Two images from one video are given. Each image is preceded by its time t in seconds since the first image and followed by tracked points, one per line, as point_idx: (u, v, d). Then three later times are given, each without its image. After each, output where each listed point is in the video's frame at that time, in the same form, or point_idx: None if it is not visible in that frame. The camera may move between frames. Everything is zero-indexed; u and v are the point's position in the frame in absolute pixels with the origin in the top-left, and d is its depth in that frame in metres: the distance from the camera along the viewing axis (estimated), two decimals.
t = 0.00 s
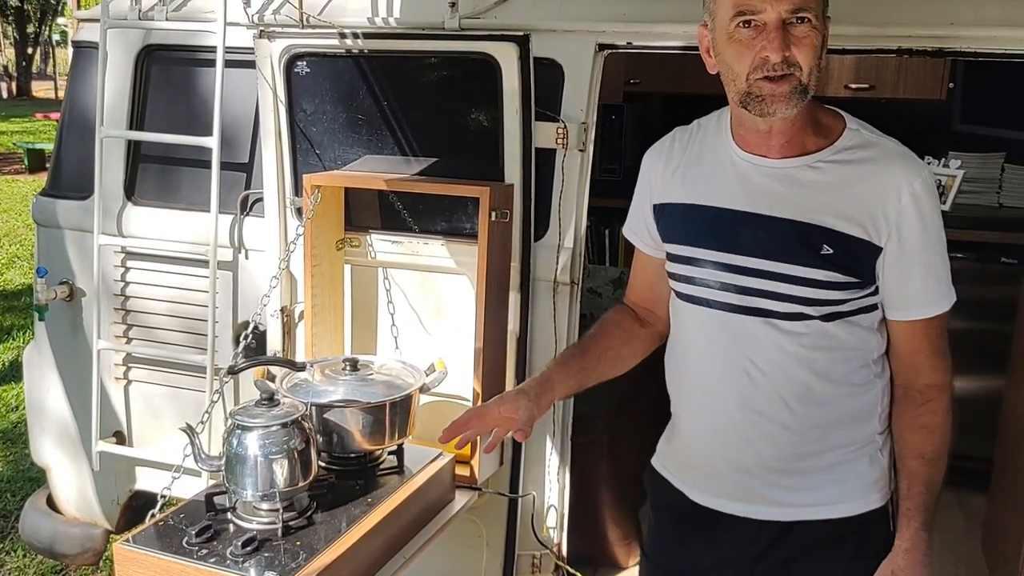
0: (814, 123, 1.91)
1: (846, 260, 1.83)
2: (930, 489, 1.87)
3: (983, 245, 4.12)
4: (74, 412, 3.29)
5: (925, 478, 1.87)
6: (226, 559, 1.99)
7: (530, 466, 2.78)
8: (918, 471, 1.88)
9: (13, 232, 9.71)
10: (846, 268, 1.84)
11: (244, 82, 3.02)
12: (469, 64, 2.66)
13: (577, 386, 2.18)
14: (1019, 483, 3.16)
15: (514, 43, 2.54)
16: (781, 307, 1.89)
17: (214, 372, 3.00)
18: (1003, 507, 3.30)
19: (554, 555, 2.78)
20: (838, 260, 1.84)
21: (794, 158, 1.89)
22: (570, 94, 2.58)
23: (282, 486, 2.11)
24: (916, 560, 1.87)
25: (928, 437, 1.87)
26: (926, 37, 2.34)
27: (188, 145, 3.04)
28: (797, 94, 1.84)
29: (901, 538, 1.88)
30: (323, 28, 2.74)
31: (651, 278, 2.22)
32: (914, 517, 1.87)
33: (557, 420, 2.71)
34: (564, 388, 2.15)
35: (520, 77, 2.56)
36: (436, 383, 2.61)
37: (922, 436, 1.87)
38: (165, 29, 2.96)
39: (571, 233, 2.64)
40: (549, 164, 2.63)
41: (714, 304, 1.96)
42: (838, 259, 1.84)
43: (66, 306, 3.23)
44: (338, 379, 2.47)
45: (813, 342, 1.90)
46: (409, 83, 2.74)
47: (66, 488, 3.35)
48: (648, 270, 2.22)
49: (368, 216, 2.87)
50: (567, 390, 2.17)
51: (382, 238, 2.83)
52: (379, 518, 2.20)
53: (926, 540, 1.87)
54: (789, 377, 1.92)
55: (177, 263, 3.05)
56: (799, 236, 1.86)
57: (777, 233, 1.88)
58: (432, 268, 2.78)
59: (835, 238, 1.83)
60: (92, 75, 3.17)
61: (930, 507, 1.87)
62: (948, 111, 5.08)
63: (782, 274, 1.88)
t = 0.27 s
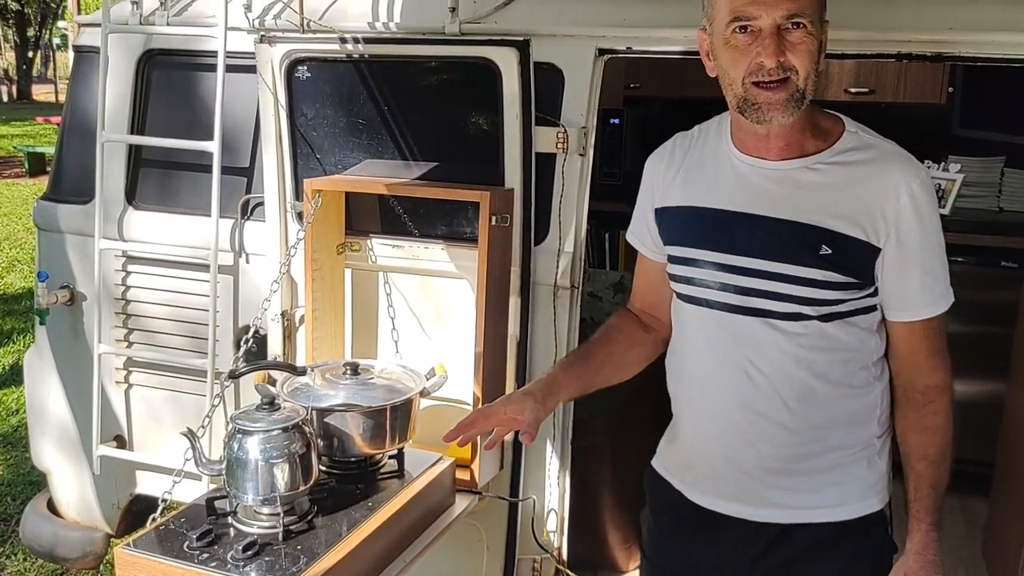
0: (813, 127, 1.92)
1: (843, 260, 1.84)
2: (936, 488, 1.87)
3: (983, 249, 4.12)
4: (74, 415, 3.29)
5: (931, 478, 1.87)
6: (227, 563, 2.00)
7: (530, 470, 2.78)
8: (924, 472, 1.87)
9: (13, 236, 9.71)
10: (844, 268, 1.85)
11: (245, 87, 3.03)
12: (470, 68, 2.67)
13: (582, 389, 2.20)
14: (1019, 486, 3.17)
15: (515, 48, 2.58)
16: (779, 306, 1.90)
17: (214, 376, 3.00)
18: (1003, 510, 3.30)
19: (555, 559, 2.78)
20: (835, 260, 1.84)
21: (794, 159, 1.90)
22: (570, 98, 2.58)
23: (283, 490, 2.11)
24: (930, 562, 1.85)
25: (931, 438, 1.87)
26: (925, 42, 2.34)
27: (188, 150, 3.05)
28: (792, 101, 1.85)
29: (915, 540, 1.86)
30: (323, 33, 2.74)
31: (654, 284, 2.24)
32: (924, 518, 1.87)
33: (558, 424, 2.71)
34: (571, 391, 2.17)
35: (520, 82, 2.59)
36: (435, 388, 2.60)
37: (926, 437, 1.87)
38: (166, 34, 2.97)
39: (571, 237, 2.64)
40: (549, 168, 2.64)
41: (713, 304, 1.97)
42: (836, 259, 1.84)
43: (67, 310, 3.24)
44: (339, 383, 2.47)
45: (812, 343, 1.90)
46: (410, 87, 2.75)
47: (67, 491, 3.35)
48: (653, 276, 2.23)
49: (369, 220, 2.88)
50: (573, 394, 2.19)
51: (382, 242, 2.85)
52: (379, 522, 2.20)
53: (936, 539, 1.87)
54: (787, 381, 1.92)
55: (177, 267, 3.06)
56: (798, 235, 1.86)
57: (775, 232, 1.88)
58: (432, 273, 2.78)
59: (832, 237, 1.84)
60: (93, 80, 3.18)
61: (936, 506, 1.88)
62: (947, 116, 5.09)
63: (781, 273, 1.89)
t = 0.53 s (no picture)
0: (815, 137, 1.93)
1: (836, 270, 1.85)
2: (907, 497, 1.80)
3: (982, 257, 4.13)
4: (74, 424, 3.29)
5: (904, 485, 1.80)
6: (227, 572, 2.00)
7: (530, 479, 2.78)
8: (899, 477, 1.81)
9: (13, 244, 9.72)
10: (836, 278, 1.86)
11: (246, 97, 3.05)
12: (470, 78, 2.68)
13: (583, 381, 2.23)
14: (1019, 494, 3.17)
15: (515, 59, 2.55)
16: (773, 313, 1.92)
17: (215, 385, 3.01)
18: (1003, 518, 3.30)
19: (554, 568, 2.78)
20: (827, 269, 1.86)
21: (793, 166, 1.92)
22: (569, 108, 2.60)
23: (283, 500, 2.12)
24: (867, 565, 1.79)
25: (915, 447, 1.80)
26: (923, 52, 2.35)
27: (189, 160, 3.06)
28: (788, 107, 1.86)
29: (856, 536, 1.82)
30: (323, 43, 2.76)
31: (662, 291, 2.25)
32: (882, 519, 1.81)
33: (558, 433, 2.72)
34: (569, 376, 2.22)
35: (520, 94, 2.57)
36: (435, 398, 2.61)
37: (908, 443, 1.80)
38: (167, 44, 2.99)
39: (571, 247, 2.65)
40: (548, 178, 2.65)
41: (709, 308, 2.01)
42: (828, 269, 1.86)
43: (67, 319, 3.24)
44: (339, 393, 2.48)
45: (807, 352, 1.91)
46: (410, 97, 2.76)
47: (67, 500, 3.36)
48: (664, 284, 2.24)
49: (370, 230, 2.90)
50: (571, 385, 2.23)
51: (382, 251, 2.85)
52: (380, 531, 2.20)
53: (885, 547, 1.79)
54: (782, 391, 1.94)
55: (178, 277, 3.06)
56: (790, 243, 1.88)
57: (768, 239, 1.91)
58: (432, 282, 2.79)
59: (825, 247, 1.85)
60: (94, 89, 3.19)
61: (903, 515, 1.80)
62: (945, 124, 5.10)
63: (774, 279, 1.91)
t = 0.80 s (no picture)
0: (811, 147, 1.95)
1: (820, 276, 1.87)
2: (799, 462, 1.77)
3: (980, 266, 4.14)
4: (75, 435, 3.30)
5: (807, 446, 1.77)
6: None
7: (530, 489, 2.79)
8: (805, 440, 1.77)
9: (13, 254, 9.73)
10: (818, 283, 1.87)
11: (247, 109, 3.07)
12: (470, 89, 2.67)
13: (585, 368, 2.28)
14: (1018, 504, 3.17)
15: (514, 71, 2.53)
16: (761, 320, 1.94)
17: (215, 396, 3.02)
18: (1003, 527, 3.29)
19: None
20: (812, 276, 1.87)
21: (788, 176, 1.94)
22: (568, 120, 2.61)
23: (283, 511, 2.12)
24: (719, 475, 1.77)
25: (839, 428, 1.76)
26: (921, 63, 2.36)
27: (189, 171, 3.07)
28: (778, 119, 1.89)
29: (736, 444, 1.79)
30: (323, 54, 2.82)
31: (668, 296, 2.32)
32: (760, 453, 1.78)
33: (558, 443, 2.72)
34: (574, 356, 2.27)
35: (519, 106, 2.57)
36: (434, 407, 2.63)
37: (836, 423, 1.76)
38: (167, 56, 3.01)
39: (570, 257, 2.65)
40: (548, 188, 2.67)
41: (702, 313, 2.05)
42: (812, 275, 1.87)
43: (68, 330, 3.25)
44: (338, 404, 2.49)
45: (796, 362, 1.93)
46: (410, 108, 2.77)
47: (67, 511, 3.36)
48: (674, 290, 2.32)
49: (370, 241, 2.91)
50: (573, 370, 2.28)
51: (382, 262, 2.86)
52: (379, 542, 2.20)
53: (739, 484, 1.77)
54: (769, 401, 1.97)
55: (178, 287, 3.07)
56: (776, 251, 1.90)
57: (756, 246, 1.93)
58: (430, 292, 2.80)
59: (809, 253, 1.87)
60: (95, 101, 3.21)
61: (778, 471, 1.77)
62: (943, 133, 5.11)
63: (760, 286, 1.93)
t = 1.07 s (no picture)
0: (803, 154, 1.98)
1: (799, 281, 1.89)
2: (729, 430, 1.81)
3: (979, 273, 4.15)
4: (76, 443, 3.30)
5: (741, 416, 1.81)
6: None
7: (530, 496, 2.79)
8: (742, 410, 1.81)
9: (13, 263, 9.74)
10: (801, 289, 1.89)
11: (248, 118, 3.08)
12: (470, 100, 2.69)
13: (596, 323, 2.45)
14: (1019, 511, 3.16)
15: (513, 79, 2.55)
16: (749, 325, 1.99)
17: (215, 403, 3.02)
18: (1003, 534, 3.29)
19: None
20: (791, 280, 1.90)
21: (780, 183, 1.99)
22: (568, 128, 2.62)
23: (284, 518, 2.13)
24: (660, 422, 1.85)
25: (774, 409, 1.78)
26: (919, 72, 2.37)
27: (190, 179, 3.08)
28: (763, 132, 1.93)
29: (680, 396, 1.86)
30: (322, 64, 2.79)
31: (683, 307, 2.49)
32: (698, 413, 1.84)
33: (558, 451, 2.72)
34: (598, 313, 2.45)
35: (519, 114, 2.58)
36: (435, 415, 2.61)
37: (772, 405, 1.78)
38: (168, 66, 3.03)
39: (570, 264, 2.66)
40: (548, 198, 2.66)
41: (697, 317, 2.12)
42: (791, 279, 1.90)
43: (69, 338, 3.26)
44: (339, 411, 2.49)
45: (784, 365, 1.95)
46: (411, 117, 2.78)
47: (68, 520, 3.36)
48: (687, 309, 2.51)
49: (371, 249, 2.92)
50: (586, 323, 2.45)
51: (382, 270, 2.87)
52: (379, 549, 2.20)
53: (673, 436, 1.85)
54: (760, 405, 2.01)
55: (179, 295, 3.08)
56: (761, 256, 1.95)
57: (743, 251, 1.98)
58: (431, 299, 2.80)
59: (789, 257, 1.90)
60: (97, 111, 3.23)
61: (710, 433, 1.83)
62: (941, 141, 5.13)
63: (746, 291, 1.98)
